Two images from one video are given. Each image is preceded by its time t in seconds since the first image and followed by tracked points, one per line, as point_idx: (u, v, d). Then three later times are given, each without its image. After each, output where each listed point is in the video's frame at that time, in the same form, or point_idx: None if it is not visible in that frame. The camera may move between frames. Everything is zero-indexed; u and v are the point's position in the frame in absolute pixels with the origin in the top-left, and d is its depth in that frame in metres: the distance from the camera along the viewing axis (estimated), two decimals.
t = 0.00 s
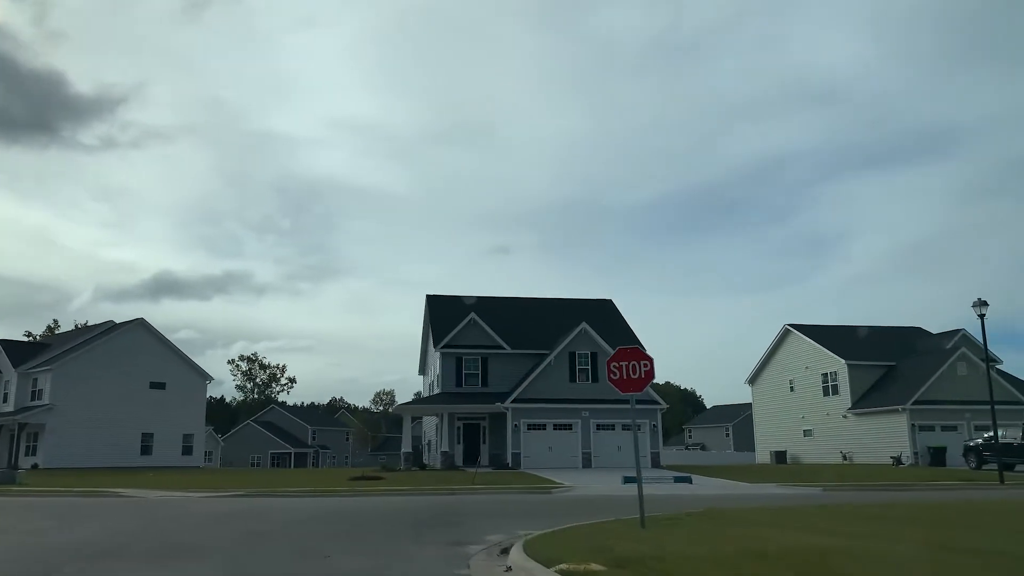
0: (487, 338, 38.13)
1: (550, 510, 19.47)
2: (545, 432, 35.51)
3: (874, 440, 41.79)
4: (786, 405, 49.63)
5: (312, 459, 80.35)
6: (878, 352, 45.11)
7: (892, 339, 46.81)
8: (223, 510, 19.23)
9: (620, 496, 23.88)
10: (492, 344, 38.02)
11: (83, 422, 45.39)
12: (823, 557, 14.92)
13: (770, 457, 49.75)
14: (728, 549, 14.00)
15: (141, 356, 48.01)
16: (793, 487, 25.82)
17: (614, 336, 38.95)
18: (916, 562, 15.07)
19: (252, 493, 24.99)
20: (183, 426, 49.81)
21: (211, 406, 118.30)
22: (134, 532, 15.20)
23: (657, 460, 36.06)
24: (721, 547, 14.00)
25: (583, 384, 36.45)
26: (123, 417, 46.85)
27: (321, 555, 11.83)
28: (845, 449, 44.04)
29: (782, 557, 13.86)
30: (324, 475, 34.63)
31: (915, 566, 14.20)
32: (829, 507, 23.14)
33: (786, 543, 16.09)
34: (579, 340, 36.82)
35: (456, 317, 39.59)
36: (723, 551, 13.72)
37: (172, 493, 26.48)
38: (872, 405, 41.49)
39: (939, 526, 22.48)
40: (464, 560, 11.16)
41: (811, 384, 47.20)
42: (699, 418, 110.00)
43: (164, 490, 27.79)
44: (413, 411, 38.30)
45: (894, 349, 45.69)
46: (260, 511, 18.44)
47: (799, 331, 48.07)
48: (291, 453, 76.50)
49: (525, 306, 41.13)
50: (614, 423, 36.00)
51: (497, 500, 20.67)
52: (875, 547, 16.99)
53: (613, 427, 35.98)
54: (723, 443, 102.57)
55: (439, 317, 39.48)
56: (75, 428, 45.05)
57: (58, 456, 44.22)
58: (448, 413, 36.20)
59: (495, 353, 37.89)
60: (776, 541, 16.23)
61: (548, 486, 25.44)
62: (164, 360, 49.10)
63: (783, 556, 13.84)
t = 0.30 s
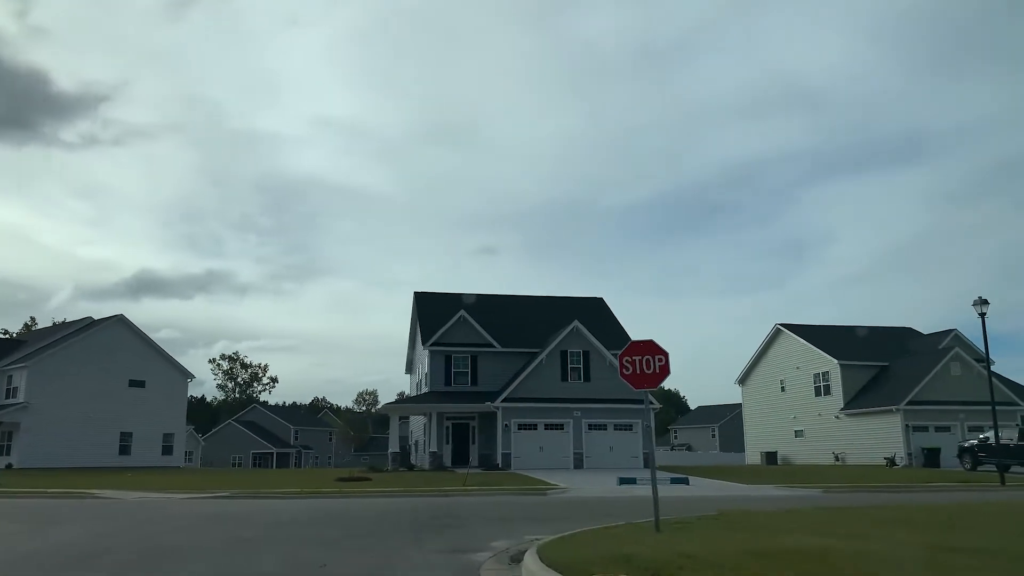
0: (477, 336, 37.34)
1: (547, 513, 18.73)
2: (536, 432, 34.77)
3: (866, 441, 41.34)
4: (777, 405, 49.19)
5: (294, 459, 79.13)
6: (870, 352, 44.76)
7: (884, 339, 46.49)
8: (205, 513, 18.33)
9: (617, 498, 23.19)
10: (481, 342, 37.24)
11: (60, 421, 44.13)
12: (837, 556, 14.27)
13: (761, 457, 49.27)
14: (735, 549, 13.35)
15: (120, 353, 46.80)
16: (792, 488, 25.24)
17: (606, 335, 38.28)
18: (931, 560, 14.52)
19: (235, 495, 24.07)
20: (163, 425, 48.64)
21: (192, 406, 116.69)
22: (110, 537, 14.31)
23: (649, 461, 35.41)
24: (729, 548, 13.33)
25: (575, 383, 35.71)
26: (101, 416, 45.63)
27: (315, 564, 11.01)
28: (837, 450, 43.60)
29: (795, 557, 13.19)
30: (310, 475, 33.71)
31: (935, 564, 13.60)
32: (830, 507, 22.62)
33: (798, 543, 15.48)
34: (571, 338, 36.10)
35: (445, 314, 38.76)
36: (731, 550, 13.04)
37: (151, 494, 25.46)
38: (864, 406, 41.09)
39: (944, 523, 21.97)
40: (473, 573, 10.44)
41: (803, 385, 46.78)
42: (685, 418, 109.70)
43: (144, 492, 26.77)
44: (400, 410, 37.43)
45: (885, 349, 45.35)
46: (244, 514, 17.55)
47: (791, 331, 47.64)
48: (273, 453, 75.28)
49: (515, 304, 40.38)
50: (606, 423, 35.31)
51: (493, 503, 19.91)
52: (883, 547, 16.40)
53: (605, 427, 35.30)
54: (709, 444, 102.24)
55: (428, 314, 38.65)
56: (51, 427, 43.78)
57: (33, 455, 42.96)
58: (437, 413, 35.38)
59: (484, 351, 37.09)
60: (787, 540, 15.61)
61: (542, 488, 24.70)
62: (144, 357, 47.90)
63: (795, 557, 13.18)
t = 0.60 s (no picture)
0: (467, 334, 36.59)
1: (546, 515, 18.06)
2: (527, 432, 34.06)
3: (858, 442, 40.97)
4: (768, 405, 48.81)
5: (277, 459, 77.94)
6: (862, 352, 44.41)
7: (875, 339, 46.23)
8: (189, 515, 17.49)
9: (614, 499, 22.55)
10: (471, 340, 36.48)
11: (36, 420, 42.91)
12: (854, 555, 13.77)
13: (751, 458, 48.86)
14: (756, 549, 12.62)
15: (99, 350, 45.59)
16: (791, 489, 24.72)
17: (598, 333, 37.63)
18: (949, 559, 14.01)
19: (218, 496, 23.24)
20: (143, 424, 47.48)
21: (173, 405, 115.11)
22: (87, 541, 13.47)
23: (642, 461, 34.80)
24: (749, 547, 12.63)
25: (567, 382, 35.03)
26: (79, 415, 44.44)
27: (310, 570, 10.28)
28: (829, 450, 43.22)
29: (817, 557, 12.52)
30: (294, 476, 32.87)
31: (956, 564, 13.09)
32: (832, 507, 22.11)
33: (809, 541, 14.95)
34: (562, 336, 35.42)
35: (434, 311, 37.98)
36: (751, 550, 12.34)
37: (131, 495, 24.52)
38: (857, 406, 40.69)
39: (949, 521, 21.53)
40: None
41: (794, 384, 46.41)
42: (671, 418, 109.40)
43: (123, 493, 25.82)
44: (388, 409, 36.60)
45: (877, 349, 45.07)
46: (229, 517, 16.74)
47: (782, 330, 47.27)
48: (255, 452, 74.08)
49: (505, 301, 39.64)
50: (598, 423, 34.67)
51: (488, 504, 19.20)
52: (899, 545, 15.81)
53: (597, 427, 34.66)
54: (695, 445, 101.97)
55: (416, 311, 37.84)
56: (27, 426, 42.54)
57: (8, 455, 41.72)
58: (426, 412, 34.59)
59: (474, 349, 36.34)
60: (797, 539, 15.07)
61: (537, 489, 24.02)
62: (123, 354, 46.71)
63: (818, 558, 12.52)
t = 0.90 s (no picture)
0: (456, 331, 35.86)
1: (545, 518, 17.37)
2: (518, 431, 33.39)
3: (851, 442, 40.58)
4: (759, 405, 48.46)
5: (259, 458, 76.76)
6: (854, 351, 44.11)
7: (867, 339, 45.96)
8: (172, 517, 16.66)
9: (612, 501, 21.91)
10: (461, 337, 35.75)
11: (11, 418, 41.72)
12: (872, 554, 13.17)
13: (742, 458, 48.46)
14: (769, 543, 12.01)
15: (77, 347, 44.39)
16: (792, 490, 24.19)
17: (590, 331, 37.02)
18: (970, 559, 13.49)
19: (199, 497, 22.37)
20: (122, 423, 46.32)
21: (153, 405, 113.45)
22: (59, 545, 12.61)
23: (634, 461, 34.21)
24: (764, 541, 12.01)
25: (558, 380, 34.37)
26: (55, 413, 43.27)
27: None
28: (820, 450, 42.84)
29: (832, 554, 11.93)
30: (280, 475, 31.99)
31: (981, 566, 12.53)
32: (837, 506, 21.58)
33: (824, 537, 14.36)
34: (554, 333, 34.76)
35: (422, 308, 37.20)
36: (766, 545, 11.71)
37: (110, 496, 23.59)
38: (850, 405, 40.33)
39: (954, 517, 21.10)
40: None
41: (785, 384, 46.05)
42: (657, 418, 109.05)
43: (102, 493, 24.87)
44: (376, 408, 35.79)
45: (869, 349, 44.79)
46: (213, 519, 15.95)
47: (774, 329, 46.90)
48: (237, 452, 72.88)
49: (496, 299, 38.97)
50: (590, 422, 34.04)
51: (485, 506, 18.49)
52: (910, 537, 15.31)
53: (589, 426, 34.04)
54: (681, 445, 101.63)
55: (405, 308, 37.06)
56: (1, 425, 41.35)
57: None
58: (415, 411, 33.82)
59: (464, 346, 35.61)
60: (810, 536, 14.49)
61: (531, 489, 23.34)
62: (102, 352, 45.50)
63: (840, 555, 11.92)
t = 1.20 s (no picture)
0: (446, 328, 35.07)
1: (545, 523, 16.67)
2: (509, 431, 32.66)
3: (844, 443, 40.15)
4: (750, 404, 48.04)
5: (241, 458, 75.51)
6: (846, 351, 43.74)
7: (859, 338, 45.64)
8: (152, 521, 15.78)
9: (610, 502, 21.22)
10: (451, 334, 34.97)
11: None
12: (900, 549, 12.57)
13: (732, 458, 48.02)
14: (793, 545, 11.31)
15: (54, 344, 43.15)
16: (792, 491, 23.59)
17: (582, 329, 36.34)
18: (995, 557, 12.93)
19: (180, 499, 21.44)
20: (101, 422, 45.12)
21: (133, 405, 111.68)
22: (31, 552, 11.74)
23: (627, 461, 33.56)
24: (785, 541, 11.34)
25: (550, 379, 33.66)
26: (31, 412, 42.06)
27: None
28: (813, 450, 42.41)
29: (859, 555, 11.26)
30: (264, 476, 31.06)
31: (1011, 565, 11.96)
32: (842, 506, 20.99)
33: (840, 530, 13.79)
34: (546, 331, 34.05)
35: (411, 305, 36.38)
36: (790, 545, 11.03)
37: (87, 498, 22.60)
38: (842, 406, 39.92)
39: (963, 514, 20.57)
40: None
41: (777, 383, 45.64)
42: (643, 418, 108.68)
43: (79, 495, 23.89)
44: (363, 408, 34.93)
45: (862, 348, 44.43)
46: (196, 524, 15.09)
47: (765, 328, 46.51)
48: (219, 452, 71.64)
49: (486, 296, 38.24)
50: (582, 422, 33.35)
51: (481, 510, 17.72)
52: (927, 537, 14.72)
53: (581, 426, 33.35)
54: (667, 446, 101.30)
55: (393, 305, 36.22)
56: None
57: None
58: (403, 410, 33.00)
59: (454, 344, 34.83)
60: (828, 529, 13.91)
61: (526, 490, 22.60)
62: (80, 349, 44.27)
63: (866, 555, 11.27)
